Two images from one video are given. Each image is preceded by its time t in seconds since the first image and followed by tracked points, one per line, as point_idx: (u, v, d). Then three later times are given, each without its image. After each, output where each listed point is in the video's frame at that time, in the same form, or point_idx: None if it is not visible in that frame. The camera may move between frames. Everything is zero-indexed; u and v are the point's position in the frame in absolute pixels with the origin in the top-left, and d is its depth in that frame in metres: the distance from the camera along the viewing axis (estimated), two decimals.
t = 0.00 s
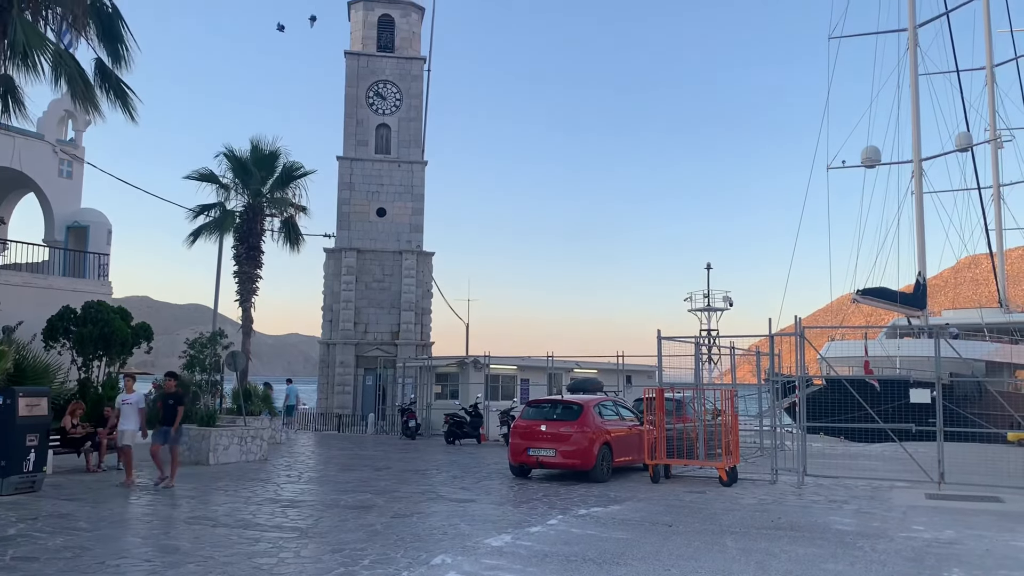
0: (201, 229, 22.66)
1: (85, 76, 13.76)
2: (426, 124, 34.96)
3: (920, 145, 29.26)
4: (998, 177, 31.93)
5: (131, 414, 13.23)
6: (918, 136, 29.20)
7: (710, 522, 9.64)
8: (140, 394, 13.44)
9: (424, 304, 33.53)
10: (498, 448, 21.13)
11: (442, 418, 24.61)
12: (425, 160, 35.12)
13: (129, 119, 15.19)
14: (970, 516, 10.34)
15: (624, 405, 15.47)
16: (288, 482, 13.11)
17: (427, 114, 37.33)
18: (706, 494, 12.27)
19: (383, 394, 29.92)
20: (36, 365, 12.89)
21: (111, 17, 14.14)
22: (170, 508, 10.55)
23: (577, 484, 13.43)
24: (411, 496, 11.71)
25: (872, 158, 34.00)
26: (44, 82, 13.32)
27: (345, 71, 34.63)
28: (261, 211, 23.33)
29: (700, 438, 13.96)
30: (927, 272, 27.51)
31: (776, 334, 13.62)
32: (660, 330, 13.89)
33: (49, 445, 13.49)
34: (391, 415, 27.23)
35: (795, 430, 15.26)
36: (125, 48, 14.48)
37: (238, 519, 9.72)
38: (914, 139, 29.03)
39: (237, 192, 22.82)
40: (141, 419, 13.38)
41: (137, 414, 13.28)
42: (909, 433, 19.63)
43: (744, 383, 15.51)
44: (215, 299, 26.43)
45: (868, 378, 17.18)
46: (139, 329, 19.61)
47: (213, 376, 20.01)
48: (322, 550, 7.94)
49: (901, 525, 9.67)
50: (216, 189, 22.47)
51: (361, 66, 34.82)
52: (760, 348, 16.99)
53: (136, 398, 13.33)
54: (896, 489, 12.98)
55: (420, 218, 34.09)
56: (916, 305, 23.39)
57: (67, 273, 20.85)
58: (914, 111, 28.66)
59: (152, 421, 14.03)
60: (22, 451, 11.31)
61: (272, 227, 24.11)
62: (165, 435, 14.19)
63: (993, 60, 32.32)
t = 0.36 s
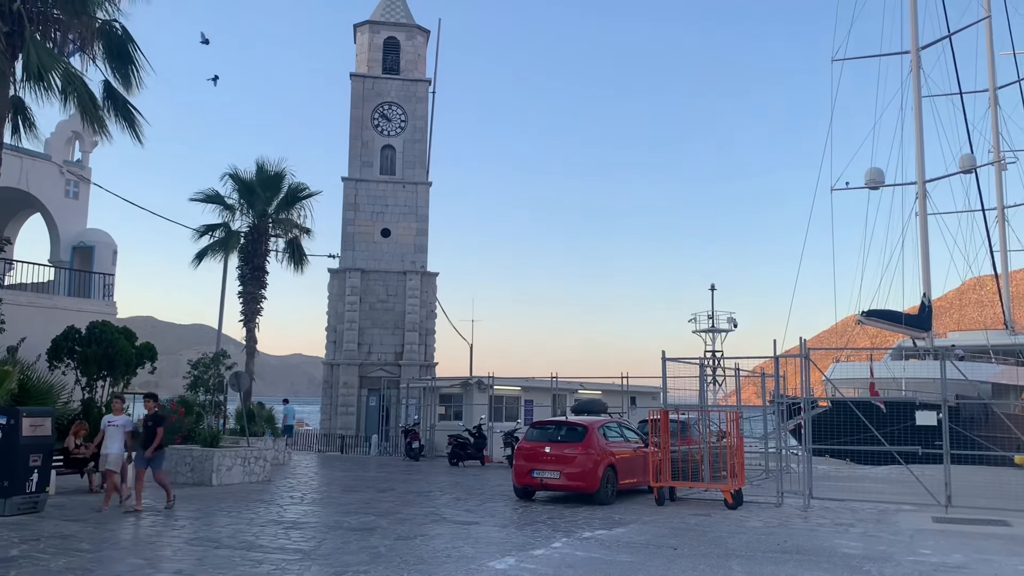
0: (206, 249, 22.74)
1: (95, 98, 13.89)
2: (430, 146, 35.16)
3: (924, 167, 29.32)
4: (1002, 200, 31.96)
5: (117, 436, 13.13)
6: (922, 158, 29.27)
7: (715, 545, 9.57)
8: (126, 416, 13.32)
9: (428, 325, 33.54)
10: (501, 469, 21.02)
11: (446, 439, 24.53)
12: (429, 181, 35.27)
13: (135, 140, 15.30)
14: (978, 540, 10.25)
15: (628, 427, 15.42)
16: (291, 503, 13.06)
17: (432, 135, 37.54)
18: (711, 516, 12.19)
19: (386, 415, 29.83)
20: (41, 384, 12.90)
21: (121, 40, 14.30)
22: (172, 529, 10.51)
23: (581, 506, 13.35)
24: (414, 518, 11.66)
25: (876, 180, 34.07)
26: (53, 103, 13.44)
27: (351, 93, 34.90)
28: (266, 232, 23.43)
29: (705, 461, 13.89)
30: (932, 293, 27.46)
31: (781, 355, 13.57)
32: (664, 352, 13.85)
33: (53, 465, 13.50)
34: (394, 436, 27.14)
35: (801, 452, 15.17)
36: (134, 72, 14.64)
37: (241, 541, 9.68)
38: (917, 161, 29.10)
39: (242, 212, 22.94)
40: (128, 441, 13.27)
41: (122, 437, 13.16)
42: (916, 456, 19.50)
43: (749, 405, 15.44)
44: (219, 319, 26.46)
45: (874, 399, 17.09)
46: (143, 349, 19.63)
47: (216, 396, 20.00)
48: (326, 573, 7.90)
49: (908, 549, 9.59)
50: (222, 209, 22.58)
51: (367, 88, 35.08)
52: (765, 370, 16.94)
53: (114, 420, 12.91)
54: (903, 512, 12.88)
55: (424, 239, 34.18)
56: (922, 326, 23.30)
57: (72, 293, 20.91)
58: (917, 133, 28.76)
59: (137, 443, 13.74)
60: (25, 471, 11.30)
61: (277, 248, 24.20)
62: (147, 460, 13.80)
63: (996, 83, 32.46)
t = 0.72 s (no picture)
0: (214, 257, 22.82)
1: (103, 105, 13.94)
2: (438, 154, 35.25)
3: (932, 176, 29.24)
4: (1012, 209, 31.82)
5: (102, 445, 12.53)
6: (930, 167, 29.20)
7: (722, 555, 9.53)
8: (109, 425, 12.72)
9: (434, 333, 33.55)
10: (507, 478, 20.98)
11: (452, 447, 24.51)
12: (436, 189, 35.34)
13: (144, 148, 15.35)
14: (987, 552, 10.17)
15: (635, 436, 15.37)
16: (297, 511, 13.05)
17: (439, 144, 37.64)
18: (718, 526, 12.12)
19: (393, 423, 29.82)
20: (48, 391, 12.93)
21: (131, 48, 14.39)
22: (178, 536, 10.52)
23: (587, 515, 13.31)
24: (420, 526, 11.64)
25: (883, 189, 34.00)
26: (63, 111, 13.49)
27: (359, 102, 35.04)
28: (273, 239, 23.51)
29: (712, 470, 13.85)
30: (940, 303, 27.34)
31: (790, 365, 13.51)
32: (671, 361, 13.81)
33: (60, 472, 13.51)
34: (400, 444, 27.13)
35: (809, 462, 15.08)
36: (144, 80, 14.72)
37: (247, 549, 9.68)
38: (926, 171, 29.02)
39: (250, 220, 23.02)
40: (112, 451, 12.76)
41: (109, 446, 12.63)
42: (924, 467, 19.38)
43: (756, 414, 15.38)
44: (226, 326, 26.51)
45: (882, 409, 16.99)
46: (150, 356, 19.68)
47: (223, 404, 20.03)
48: None
49: (916, 560, 9.52)
50: (230, 217, 22.67)
51: (375, 97, 35.22)
52: (773, 379, 16.88)
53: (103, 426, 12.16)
54: (911, 523, 12.80)
55: (431, 247, 34.22)
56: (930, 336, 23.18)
57: (80, 300, 20.99)
58: (926, 142, 28.69)
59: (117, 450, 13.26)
60: (32, 477, 11.32)
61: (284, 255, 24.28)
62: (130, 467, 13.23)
63: (1005, 92, 32.38)
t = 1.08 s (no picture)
0: (217, 255, 22.85)
1: (107, 104, 13.97)
2: (441, 153, 35.25)
3: (936, 176, 29.20)
4: (1015, 209, 31.76)
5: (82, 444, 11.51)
6: (934, 168, 29.16)
7: (724, 555, 9.53)
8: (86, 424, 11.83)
9: (437, 332, 33.54)
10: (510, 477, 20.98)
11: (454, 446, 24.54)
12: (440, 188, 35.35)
13: (149, 146, 15.38)
14: (990, 552, 10.15)
15: (637, 435, 15.37)
16: (299, 509, 13.08)
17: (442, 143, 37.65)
18: (720, 526, 12.11)
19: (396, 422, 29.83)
20: (53, 388, 12.94)
21: (134, 47, 14.43)
22: (181, 534, 10.55)
23: (589, 514, 13.32)
24: (423, 525, 11.64)
25: (887, 189, 33.95)
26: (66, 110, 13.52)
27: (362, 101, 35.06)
28: (276, 238, 23.53)
29: (715, 470, 13.82)
30: (944, 303, 27.29)
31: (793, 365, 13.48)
32: (674, 360, 13.80)
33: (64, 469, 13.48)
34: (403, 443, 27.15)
35: (812, 462, 15.06)
36: (147, 79, 14.76)
37: (249, 547, 9.70)
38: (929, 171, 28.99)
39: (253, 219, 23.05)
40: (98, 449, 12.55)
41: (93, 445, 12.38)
42: (927, 467, 19.38)
43: (759, 414, 15.37)
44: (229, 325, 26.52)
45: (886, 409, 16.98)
46: (153, 354, 19.73)
47: (226, 402, 20.05)
48: None
49: (919, 560, 9.51)
50: (233, 216, 22.70)
51: (378, 96, 35.25)
52: (775, 379, 16.87)
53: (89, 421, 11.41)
54: (914, 523, 12.78)
55: (434, 246, 34.24)
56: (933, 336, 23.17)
57: (84, 299, 21.05)
58: (929, 142, 28.64)
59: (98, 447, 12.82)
60: (36, 475, 11.38)
61: (287, 254, 24.30)
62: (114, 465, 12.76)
63: (1009, 91, 32.34)
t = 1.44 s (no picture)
0: (216, 249, 22.85)
1: (106, 98, 13.94)
2: (441, 147, 35.21)
3: (936, 169, 29.17)
4: (1015, 202, 31.74)
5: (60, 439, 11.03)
6: (934, 161, 29.14)
7: (722, 547, 9.56)
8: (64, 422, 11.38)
9: (437, 326, 33.55)
10: (509, 470, 21.01)
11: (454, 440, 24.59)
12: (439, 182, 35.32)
13: (148, 140, 15.34)
14: (988, 545, 10.18)
15: (636, 428, 15.39)
16: (300, 503, 13.11)
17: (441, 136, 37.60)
18: (720, 519, 12.13)
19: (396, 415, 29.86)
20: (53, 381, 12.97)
21: (132, 41, 14.41)
22: (181, 527, 10.58)
23: (588, 507, 13.35)
24: (423, 518, 11.66)
25: (887, 182, 33.92)
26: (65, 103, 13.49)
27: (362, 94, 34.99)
28: (275, 232, 23.52)
29: (714, 463, 13.85)
30: (943, 296, 27.31)
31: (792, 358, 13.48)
32: (674, 353, 13.79)
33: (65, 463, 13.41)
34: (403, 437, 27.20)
35: (811, 455, 15.08)
36: (146, 71, 14.74)
37: (249, 540, 9.73)
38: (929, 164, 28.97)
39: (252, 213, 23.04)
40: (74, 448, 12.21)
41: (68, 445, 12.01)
42: (926, 460, 19.43)
43: (758, 408, 15.38)
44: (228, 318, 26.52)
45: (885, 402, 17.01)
46: (153, 349, 19.74)
47: (226, 396, 20.07)
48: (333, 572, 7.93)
49: (917, 553, 9.54)
50: (232, 210, 22.68)
51: (377, 90, 35.18)
52: (775, 372, 16.88)
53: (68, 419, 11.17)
54: (913, 516, 12.81)
55: (434, 240, 34.23)
56: (933, 330, 23.19)
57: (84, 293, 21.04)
58: (929, 136, 28.61)
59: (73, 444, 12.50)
60: (36, 469, 11.38)
61: (287, 248, 24.30)
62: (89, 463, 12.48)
63: (1009, 85, 32.29)
